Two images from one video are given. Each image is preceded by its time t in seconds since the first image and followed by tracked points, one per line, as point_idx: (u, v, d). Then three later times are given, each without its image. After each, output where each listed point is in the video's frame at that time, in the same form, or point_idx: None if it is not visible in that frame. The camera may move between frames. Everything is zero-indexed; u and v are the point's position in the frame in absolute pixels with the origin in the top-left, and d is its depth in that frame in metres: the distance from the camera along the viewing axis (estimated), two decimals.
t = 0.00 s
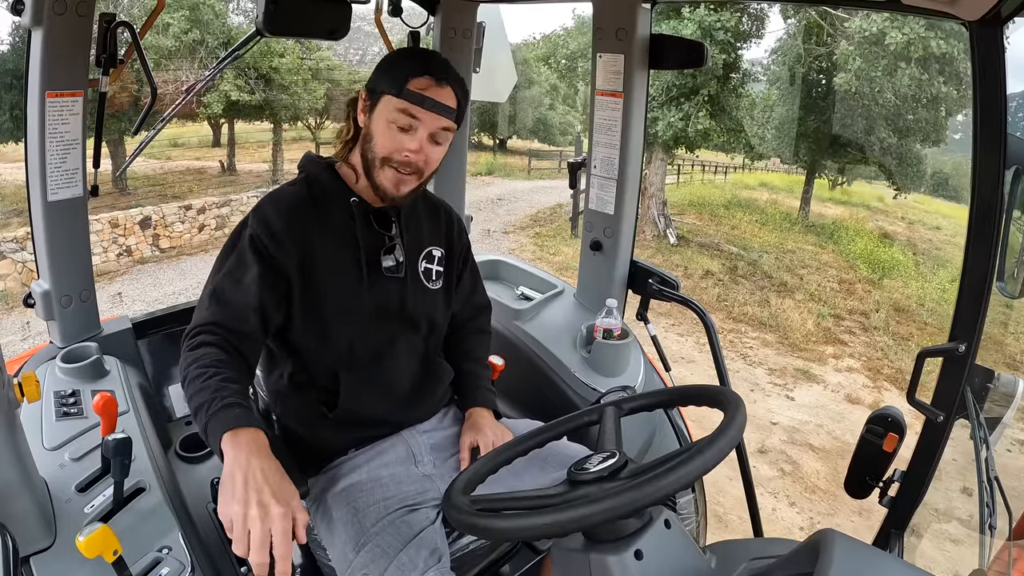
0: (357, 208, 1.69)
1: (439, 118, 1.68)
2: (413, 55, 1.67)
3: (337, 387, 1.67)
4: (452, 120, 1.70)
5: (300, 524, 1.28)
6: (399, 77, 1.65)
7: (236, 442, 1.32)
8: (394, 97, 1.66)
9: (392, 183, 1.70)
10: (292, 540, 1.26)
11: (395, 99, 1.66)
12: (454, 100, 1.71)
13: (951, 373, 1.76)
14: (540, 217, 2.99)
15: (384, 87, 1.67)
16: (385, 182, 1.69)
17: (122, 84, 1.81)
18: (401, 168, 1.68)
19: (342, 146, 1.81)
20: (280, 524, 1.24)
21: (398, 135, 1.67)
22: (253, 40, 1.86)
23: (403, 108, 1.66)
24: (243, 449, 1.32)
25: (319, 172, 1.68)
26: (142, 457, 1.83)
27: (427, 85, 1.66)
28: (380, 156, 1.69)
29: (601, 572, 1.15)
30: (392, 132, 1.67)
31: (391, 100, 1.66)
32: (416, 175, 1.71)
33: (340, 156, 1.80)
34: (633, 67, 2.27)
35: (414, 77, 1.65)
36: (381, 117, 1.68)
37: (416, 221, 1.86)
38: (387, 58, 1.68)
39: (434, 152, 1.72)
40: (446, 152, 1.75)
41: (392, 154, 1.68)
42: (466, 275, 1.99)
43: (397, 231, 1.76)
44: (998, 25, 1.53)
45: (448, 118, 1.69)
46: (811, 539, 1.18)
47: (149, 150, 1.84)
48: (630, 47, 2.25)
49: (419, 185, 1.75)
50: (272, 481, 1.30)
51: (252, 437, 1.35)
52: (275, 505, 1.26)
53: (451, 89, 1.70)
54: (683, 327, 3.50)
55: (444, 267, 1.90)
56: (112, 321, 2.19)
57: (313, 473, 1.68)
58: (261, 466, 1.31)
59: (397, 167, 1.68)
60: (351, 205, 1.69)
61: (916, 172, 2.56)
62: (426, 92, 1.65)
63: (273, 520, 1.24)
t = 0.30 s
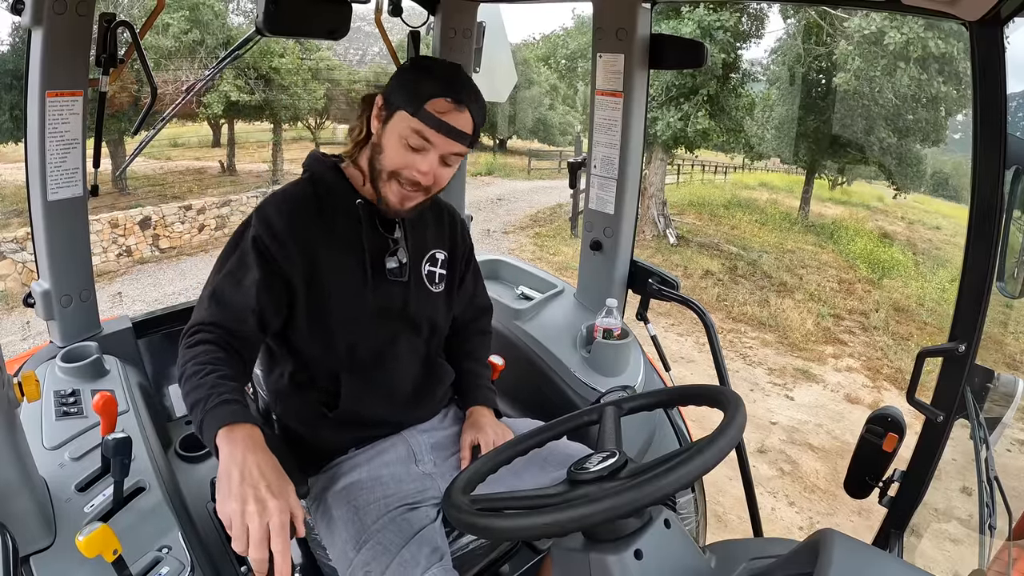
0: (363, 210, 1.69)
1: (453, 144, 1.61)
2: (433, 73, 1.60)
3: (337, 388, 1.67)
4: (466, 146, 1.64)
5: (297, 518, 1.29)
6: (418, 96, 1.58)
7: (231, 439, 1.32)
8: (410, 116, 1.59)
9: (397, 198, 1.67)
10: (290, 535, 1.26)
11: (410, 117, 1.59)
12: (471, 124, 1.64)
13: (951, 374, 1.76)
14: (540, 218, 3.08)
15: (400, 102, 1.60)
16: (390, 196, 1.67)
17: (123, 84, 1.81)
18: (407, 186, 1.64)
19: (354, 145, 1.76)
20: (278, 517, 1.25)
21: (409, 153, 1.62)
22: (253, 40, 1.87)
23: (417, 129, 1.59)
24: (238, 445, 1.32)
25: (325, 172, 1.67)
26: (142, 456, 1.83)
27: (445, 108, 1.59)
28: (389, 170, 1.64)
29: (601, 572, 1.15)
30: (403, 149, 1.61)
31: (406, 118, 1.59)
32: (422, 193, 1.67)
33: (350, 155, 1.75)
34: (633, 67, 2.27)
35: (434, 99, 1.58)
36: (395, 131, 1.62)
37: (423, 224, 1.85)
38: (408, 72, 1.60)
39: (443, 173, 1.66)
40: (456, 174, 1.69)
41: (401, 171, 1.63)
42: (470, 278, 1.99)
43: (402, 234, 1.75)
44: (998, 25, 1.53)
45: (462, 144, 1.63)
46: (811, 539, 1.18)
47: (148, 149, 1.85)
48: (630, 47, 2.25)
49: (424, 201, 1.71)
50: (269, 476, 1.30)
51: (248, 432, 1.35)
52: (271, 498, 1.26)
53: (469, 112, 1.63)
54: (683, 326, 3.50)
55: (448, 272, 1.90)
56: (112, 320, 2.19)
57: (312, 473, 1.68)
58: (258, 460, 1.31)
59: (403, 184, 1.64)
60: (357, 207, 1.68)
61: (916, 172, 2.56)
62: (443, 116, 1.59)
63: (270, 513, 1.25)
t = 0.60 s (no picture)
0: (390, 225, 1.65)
1: (496, 178, 1.53)
2: (486, 99, 1.50)
3: (339, 393, 1.66)
4: (510, 181, 1.56)
5: (296, 517, 1.30)
6: (469, 124, 1.49)
7: (230, 438, 1.32)
8: (456, 143, 1.50)
9: (429, 224, 1.61)
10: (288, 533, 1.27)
11: (457, 145, 1.50)
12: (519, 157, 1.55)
13: (951, 374, 1.76)
14: (540, 217, 3.06)
15: (447, 125, 1.51)
16: (422, 221, 1.61)
17: (122, 84, 1.80)
18: (441, 214, 1.58)
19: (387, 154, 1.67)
20: (278, 515, 1.25)
21: (450, 181, 1.54)
22: (252, 40, 1.84)
23: (462, 157, 1.50)
24: (239, 444, 1.32)
25: (352, 176, 1.63)
26: (142, 456, 1.83)
27: (495, 139, 1.50)
28: (425, 196, 1.57)
29: (601, 572, 1.15)
30: (444, 176, 1.53)
31: (453, 145, 1.51)
32: (455, 221, 1.61)
33: (381, 163, 1.67)
34: (633, 66, 2.27)
35: (485, 128, 1.49)
36: (438, 155, 1.53)
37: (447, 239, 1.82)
38: (459, 94, 1.51)
39: (482, 204, 1.59)
40: (494, 205, 1.62)
41: (437, 199, 1.56)
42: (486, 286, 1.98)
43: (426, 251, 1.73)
44: (999, 25, 1.53)
45: (507, 178, 1.54)
46: (811, 539, 1.18)
47: (148, 150, 1.82)
48: (630, 47, 2.25)
49: (457, 228, 1.65)
50: (269, 475, 1.30)
51: (244, 432, 1.35)
52: (271, 496, 1.26)
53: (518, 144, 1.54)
54: (683, 326, 3.50)
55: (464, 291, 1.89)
56: (112, 320, 2.19)
57: (308, 474, 1.68)
58: (257, 458, 1.31)
59: (438, 210, 1.58)
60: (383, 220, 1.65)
61: (915, 173, 2.55)
62: (491, 148, 1.50)
63: (270, 512, 1.25)
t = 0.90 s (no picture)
0: (411, 241, 1.62)
1: (524, 210, 1.42)
2: (520, 124, 1.40)
3: (346, 402, 1.63)
4: (539, 215, 1.45)
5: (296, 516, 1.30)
6: (499, 151, 1.39)
7: (231, 437, 1.32)
8: (483, 170, 1.40)
9: (449, 248, 1.54)
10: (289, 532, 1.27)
11: (484, 172, 1.40)
12: (552, 189, 1.44)
13: (951, 374, 1.76)
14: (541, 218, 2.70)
15: (475, 148, 1.41)
16: (442, 244, 1.53)
17: (122, 84, 1.80)
18: (461, 241, 1.50)
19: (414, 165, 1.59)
20: (279, 514, 1.26)
21: (473, 208, 1.44)
22: (252, 40, 1.88)
23: (488, 187, 1.40)
24: (240, 442, 1.31)
25: (373, 184, 1.59)
26: (142, 456, 1.83)
27: (525, 168, 1.39)
28: (447, 222, 1.48)
29: (601, 572, 1.15)
30: (468, 203, 1.44)
31: (478, 172, 1.41)
32: (476, 249, 1.52)
33: (407, 174, 1.60)
34: (633, 66, 2.27)
35: (516, 156, 1.38)
36: (463, 180, 1.43)
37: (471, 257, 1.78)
38: (491, 117, 1.41)
39: (507, 234, 1.48)
40: (520, 234, 1.52)
41: (460, 226, 1.47)
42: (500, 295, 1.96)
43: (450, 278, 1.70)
44: (998, 25, 1.53)
45: (537, 211, 1.44)
46: (811, 539, 1.18)
47: (148, 150, 1.86)
48: (630, 47, 2.25)
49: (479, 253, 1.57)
50: (270, 474, 1.30)
51: (249, 432, 1.35)
52: (272, 495, 1.27)
53: (552, 174, 1.43)
54: (683, 327, 3.49)
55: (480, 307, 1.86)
56: (112, 320, 2.20)
57: (310, 472, 1.67)
58: (258, 456, 1.31)
59: (458, 236, 1.49)
60: (405, 236, 1.62)
61: (916, 173, 2.54)
62: (521, 178, 1.39)
63: (271, 510, 1.25)
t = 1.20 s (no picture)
0: (415, 249, 1.62)
1: (524, 223, 1.40)
2: (521, 134, 1.38)
3: (345, 405, 1.64)
4: (540, 227, 1.43)
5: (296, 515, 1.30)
6: (499, 163, 1.38)
7: (230, 437, 1.32)
8: (482, 182, 1.39)
9: (450, 260, 1.54)
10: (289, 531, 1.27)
11: (483, 184, 1.39)
12: (556, 201, 1.42)
13: (951, 374, 1.76)
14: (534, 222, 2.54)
15: (475, 159, 1.41)
16: (444, 256, 1.54)
17: (122, 84, 1.80)
18: (461, 253, 1.51)
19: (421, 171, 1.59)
20: (279, 514, 1.26)
21: (473, 220, 1.43)
22: (252, 40, 1.88)
23: (487, 199, 1.39)
24: (240, 442, 1.31)
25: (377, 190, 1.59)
26: (142, 457, 1.83)
27: (525, 179, 1.37)
28: (447, 233, 1.49)
29: (601, 572, 1.15)
30: (468, 215, 1.43)
31: (477, 184, 1.40)
32: (477, 261, 1.52)
33: (411, 181, 1.60)
34: (633, 67, 2.27)
35: (516, 168, 1.37)
36: (464, 191, 1.43)
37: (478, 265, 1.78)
38: (493, 128, 1.40)
39: (509, 246, 1.47)
40: (523, 246, 1.50)
41: (460, 238, 1.47)
42: (504, 300, 1.95)
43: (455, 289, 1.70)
44: (999, 25, 1.53)
45: (538, 224, 1.42)
46: (811, 539, 1.18)
47: (148, 150, 1.85)
48: (630, 47, 2.25)
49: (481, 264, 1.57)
50: (270, 473, 1.30)
51: (249, 432, 1.34)
52: (272, 494, 1.27)
53: (555, 187, 1.40)
54: (683, 326, 3.48)
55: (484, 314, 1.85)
56: (112, 320, 2.20)
57: (309, 473, 1.66)
58: (257, 456, 1.31)
59: (459, 248, 1.50)
60: (410, 244, 1.61)
61: (915, 172, 2.51)
62: (521, 189, 1.37)
63: (271, 510, 1.25)
